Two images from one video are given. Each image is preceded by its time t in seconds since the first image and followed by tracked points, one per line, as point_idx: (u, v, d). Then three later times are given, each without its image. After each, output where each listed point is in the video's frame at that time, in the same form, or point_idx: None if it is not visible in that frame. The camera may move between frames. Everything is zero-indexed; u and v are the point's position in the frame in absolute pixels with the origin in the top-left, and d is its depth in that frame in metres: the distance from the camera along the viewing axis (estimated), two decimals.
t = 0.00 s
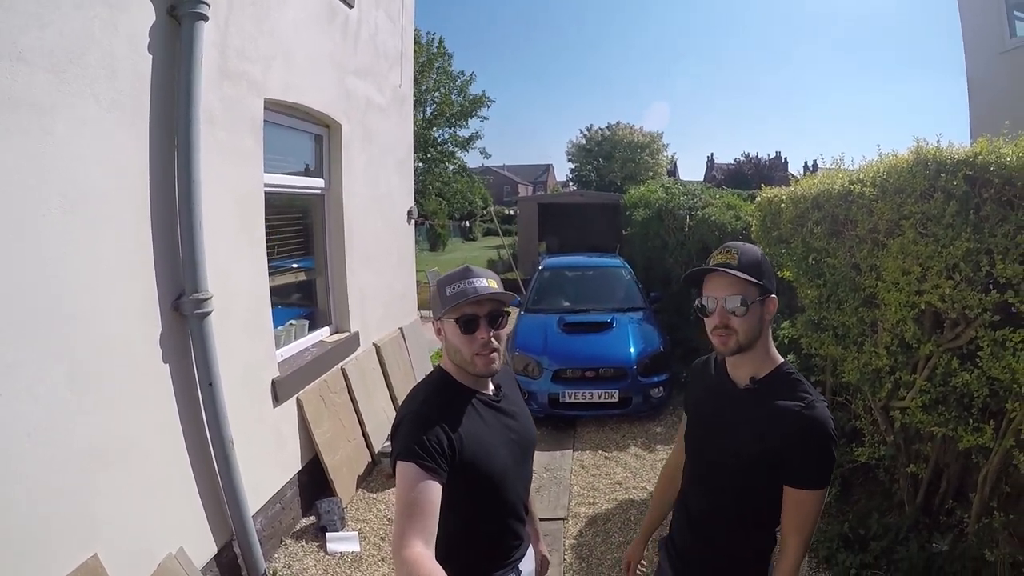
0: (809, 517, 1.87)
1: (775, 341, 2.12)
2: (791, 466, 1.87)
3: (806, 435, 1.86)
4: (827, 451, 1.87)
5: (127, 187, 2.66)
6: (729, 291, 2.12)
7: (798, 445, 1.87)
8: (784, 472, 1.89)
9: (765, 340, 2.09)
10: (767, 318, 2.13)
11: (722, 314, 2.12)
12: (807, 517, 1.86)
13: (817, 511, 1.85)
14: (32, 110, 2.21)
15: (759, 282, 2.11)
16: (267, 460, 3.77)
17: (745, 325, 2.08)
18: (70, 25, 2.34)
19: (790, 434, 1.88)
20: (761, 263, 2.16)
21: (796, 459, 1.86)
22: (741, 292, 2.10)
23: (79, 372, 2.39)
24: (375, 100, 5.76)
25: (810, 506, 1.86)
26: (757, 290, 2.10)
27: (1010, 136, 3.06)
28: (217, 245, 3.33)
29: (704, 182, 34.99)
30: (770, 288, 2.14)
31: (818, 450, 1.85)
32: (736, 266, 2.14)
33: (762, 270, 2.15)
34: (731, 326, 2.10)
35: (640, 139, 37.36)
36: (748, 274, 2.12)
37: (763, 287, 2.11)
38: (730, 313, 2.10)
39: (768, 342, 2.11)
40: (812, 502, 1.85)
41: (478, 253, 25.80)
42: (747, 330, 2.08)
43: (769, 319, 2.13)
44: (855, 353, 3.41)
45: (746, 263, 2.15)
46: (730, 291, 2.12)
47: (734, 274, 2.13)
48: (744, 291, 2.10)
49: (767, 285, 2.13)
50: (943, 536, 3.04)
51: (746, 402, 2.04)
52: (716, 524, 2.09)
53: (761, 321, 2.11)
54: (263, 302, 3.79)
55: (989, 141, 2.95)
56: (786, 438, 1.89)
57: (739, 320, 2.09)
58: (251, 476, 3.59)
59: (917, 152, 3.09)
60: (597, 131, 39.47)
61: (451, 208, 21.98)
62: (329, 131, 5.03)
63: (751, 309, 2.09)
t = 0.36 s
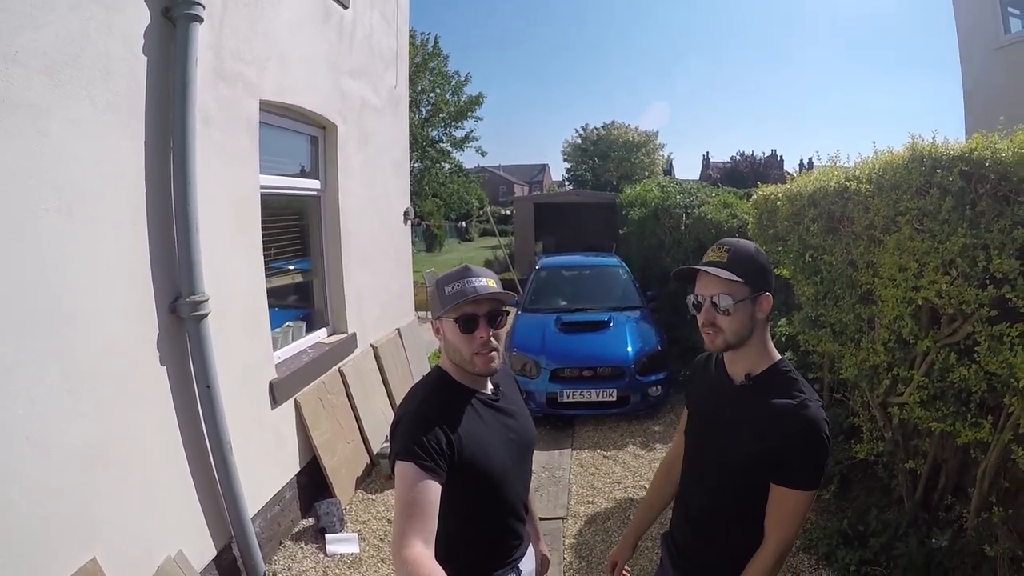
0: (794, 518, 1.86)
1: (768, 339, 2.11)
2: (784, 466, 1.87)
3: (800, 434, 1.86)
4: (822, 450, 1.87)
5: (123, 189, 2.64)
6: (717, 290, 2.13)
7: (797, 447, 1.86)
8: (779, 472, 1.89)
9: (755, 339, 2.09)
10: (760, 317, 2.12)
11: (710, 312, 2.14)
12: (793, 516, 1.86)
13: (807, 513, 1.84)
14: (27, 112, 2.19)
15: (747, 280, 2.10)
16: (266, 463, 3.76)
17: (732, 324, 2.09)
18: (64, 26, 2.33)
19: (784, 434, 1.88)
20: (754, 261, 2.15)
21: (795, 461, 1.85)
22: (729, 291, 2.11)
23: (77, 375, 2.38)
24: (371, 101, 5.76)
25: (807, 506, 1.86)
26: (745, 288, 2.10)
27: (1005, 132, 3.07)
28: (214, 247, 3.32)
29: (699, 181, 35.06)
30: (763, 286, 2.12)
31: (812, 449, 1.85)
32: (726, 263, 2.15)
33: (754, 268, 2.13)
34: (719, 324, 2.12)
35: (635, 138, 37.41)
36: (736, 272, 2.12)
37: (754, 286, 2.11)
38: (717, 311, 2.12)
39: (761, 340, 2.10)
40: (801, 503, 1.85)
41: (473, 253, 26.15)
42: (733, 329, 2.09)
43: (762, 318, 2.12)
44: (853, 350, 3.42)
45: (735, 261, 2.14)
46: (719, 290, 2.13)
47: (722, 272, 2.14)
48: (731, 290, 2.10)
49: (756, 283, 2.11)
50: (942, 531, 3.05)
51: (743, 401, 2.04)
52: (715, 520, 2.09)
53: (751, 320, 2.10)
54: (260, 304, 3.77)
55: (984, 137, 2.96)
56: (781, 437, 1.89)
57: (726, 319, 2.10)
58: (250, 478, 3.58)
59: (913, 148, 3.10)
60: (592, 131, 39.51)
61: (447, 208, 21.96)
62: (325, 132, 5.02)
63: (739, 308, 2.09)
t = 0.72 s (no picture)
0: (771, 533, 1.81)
1: (738, 350, 2.06)
2: (763, 477, 1.82)
3: (779, 445, 1.80)
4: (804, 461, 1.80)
5: (125, 192, 2.66)
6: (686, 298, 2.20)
7: (771, 459, 1.81)
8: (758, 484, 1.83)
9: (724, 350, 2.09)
10: (727, 330, 2.08)
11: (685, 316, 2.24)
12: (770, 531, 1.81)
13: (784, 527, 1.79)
14: (30, 114, 2.21)
15: (706, 295, 2.11)
16: (266, 465, 3.76)
17: (694, 333, 2.17)
18: (68, 30, 2.35)
19: (764, 444, 1.83)
20: (724, 272, 2.09)
21: (769, 473, 1.80)
22: (692, 302, 2.16)
23: (78, 376, 2.39)
24: (372, 107, 5.78)
25: (782, 520, 1.80)
26: (705, 302, 2.10)
27: (1004, 134, 3.08)
28: (216, 250, 3.33)
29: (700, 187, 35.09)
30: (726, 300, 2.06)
31: (792, 461, 1.79)
32: (693, 276, 2.18)
33: (722, 280, 2.08)
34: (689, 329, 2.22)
35: (636, 144, 37.48)
36: (699, 285, 2.13)
37: (714, 300, 2.08)
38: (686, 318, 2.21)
39: (736, 353, 2.07)
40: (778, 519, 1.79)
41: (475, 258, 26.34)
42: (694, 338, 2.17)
43: (731, 332, 2.07)
44: (853, 353, 3.42)
45: (701, 274, 2.15)
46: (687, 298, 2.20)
47: (691, 282, 2.18)
48: (692, 302, 2.16)
49: (717, 298, 2.08)
50: (944, 534, 3.04)
51: (732, 408, 2.00)
52: (710, 527, 2.08)
53: (713, 333, 2.10)
54: (261, 307, 3.78)
55: (983, 139, 2.97)
56: (760, 447, 1.84)
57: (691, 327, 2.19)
58: (251, 481, 3.58)
59: (912, 151, 3.10)
60: (593, 137, 39.60)
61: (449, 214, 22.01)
62: (327, 137, 5.04)
63: (698, 320, 2.14)
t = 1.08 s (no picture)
0: (737, 542, 1.77)
1: (725, 354, 2.04)
2: (736, 484, 1.78)
3: (752, 453, 1.75)
4: (782, 472, 1.74)
5: (127, 190, 2.67)
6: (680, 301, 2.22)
7: (742, 469, 1.77)
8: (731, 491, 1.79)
9: (715, 352, 2.08)
10: (711, 332, 2.06)
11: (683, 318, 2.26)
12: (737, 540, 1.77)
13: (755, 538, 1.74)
14: (34, 113, 2.22)
15: (691, 297, 2.12)
16: (268, 464, 3.77)
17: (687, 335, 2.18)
18: (71, 29, 2.36)
19: (740, 452, 1.79)
20: (709, 273, 2.08)
21: (741, 482, 1.76)
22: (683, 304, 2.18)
23: (80, 374, 2.41)
24: (376, 105, 5.79)
25: (751, 533, 1.75)
26: (692, 305, 2.11)
27: (1009, 135, 3.06)
28: (219, 249, 3.34)
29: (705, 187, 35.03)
30: (708, 304, 2.05)
31: (768, 470, 1.73)
32: (684, 280, 2.18)
33: (704, 282, 2.07)
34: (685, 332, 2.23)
35: (641, 144, 37.41)
36: (688, 288, 2.13)
37: (698, 303, 2.08)
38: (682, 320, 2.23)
39: (723, 355, 2.05)
40: (750, 529, 1.74)
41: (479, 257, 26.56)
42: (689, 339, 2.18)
43: (714, 333, 2.05)
44: (856, 355, 3.40)
45: (689, 276, 2.16)
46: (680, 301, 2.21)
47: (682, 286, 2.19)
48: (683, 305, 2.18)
49: (700, 300, 2.08)
50: (945, 537, 3.02)
51: (722, 414, 1.96)
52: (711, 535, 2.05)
53: (700, 337, 2.10)
54: (264, 305, 3.80)
55: (987, 140, 2.95)
56: (738, 456, 1.79)
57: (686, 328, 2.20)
58: (252, 479, 3.59)
59: (916, 152, 3.09)
60: (598, 137, 39.56)
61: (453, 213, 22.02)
62: (330, 136, 5.05)
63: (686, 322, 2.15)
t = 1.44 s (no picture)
0: (735, 547, 1.77)
1: (735, 361, 2.03)
2: (740, 490, 1.77)
3: (759, 461, 1.75)
4: (788, 482, 1.74)
5: (134, 185, 2.68)
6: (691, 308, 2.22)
7: (747, 476, 1.77)
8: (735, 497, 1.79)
9: (725, 361, 2.07)
10: (722, 339, 2.05)
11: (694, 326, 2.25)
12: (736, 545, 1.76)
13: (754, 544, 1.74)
14: (41, 107, 2.23)
15: (701, 305, 2.12)
16: (269, 458, 3.79)
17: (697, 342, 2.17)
18: (80, 23, 2.37)
19: (747, 459, 1.78)
20: (719, 281, 2.07)
21: (746, 489, 1.75)
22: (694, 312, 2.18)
23: (84, 367, 2.42)
24: (384, 102, 5.79)
25: (752, 540, 1.74)
26: (702, 312, 2.11)
27: (1019, 147, 3.04)
28: (224, 244, 3.36)
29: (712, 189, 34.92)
30: (717, 311, 2.04)
31: (774, 479, 1.73)
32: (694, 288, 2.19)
33: (713, 289, 2.07)
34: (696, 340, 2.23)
35: (649, 144, 37.31)
36: (699, 296, 2.13)
37: (707, 310, 2.08)
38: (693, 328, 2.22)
39: (734, 363, 2.03)
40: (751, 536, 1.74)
41: (485, 254, 26.85)
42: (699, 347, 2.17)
43: (724, 340, 2.04)
44: (859, 363, 3.39)
45: (699, 284, 2.16)
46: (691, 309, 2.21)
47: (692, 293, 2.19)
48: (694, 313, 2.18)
49: (710, 307, 2.08)
50: (944, 549, 3.01)
51: (729, 422, 1.96)
52: (709, 542, 2.05)
53: (710, 344, 2.09)
54: (268, 300, 3.81)
55: (997, 151, 2.93)
56: (745, 463, 1.79)
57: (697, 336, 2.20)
58: (253, 473, 3.61)
59: (924, 161, 3.07)
60: (606, 136, 39.48)
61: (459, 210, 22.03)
62: (338, 132, 5.06)
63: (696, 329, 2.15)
